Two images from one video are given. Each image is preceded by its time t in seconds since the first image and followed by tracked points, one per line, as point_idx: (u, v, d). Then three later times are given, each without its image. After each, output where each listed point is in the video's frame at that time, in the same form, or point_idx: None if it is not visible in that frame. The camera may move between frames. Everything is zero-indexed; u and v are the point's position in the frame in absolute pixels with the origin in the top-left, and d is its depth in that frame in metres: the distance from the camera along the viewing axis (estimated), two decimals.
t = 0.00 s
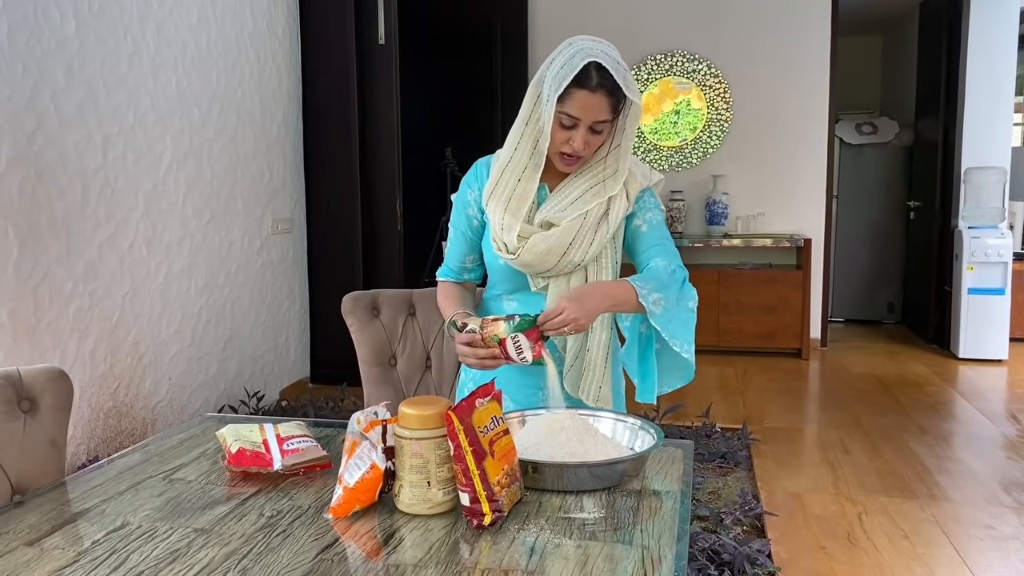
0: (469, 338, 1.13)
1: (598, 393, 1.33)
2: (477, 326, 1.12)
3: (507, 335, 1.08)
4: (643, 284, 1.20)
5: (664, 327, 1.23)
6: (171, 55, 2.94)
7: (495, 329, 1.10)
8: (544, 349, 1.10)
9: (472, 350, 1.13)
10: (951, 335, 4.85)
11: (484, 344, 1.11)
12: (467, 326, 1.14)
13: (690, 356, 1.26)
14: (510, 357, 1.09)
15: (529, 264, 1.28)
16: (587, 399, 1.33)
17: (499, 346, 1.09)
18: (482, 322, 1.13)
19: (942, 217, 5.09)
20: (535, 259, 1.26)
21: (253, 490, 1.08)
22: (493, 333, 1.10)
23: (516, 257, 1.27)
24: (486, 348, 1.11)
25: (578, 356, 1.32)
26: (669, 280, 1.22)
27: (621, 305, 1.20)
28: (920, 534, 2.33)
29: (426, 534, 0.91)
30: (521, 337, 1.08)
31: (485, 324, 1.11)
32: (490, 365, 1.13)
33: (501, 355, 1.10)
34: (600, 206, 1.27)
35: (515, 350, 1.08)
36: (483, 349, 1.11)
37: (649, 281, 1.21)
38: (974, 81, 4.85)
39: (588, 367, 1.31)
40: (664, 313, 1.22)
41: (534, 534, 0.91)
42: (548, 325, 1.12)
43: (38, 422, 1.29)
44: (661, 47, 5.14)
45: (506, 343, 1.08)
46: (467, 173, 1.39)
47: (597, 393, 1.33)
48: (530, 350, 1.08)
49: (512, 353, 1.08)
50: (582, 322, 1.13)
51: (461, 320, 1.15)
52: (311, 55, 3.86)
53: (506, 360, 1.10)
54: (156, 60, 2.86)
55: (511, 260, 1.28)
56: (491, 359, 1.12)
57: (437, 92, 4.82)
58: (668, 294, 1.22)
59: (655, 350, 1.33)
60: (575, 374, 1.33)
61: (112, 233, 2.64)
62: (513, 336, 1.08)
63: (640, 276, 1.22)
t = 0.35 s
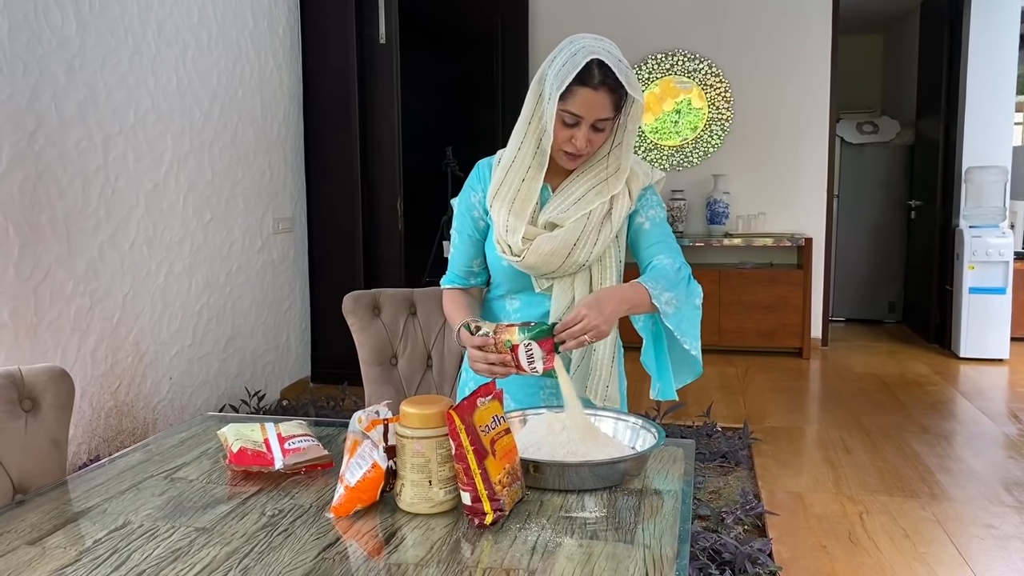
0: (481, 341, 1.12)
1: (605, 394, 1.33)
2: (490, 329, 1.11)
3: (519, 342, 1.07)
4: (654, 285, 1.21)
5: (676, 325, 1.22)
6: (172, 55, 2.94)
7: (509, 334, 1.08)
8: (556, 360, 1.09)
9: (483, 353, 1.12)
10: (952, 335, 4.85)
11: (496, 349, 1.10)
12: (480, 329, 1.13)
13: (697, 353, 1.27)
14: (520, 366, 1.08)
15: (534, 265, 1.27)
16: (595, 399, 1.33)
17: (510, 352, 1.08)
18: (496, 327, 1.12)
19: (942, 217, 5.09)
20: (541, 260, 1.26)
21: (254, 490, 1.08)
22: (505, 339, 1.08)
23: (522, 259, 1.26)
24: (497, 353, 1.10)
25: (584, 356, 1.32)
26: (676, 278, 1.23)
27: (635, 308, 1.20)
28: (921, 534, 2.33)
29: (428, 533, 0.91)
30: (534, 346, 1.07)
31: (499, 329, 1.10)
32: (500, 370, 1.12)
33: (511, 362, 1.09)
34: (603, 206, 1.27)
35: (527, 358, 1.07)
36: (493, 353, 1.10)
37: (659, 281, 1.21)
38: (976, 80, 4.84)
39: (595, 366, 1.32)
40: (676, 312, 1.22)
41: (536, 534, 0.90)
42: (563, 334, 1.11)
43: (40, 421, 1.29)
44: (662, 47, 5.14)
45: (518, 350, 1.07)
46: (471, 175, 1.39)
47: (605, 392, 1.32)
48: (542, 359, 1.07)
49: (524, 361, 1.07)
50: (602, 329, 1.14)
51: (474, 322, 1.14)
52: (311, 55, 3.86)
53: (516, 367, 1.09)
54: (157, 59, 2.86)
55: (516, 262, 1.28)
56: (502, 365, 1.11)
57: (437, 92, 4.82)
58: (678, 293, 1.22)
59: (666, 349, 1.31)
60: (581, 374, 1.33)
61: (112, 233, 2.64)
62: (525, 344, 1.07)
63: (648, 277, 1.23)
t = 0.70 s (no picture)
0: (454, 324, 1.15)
1: (597, 396, 1.33)
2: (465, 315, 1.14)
3: (489, 333, 1.09)
4: (634, 290, 1.20)
5: (654, 331, 1.23)
6: (173, 55, 2.94)
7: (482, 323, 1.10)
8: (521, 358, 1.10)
9: (455, 338, 1.15)
10: (953, 335, 4.85)
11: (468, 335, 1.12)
12: (456, 313, 1.16)
13: (685, 359, 1.27)
14: (487, 355, 1.09)
15: (528, 264, 1.28)
16: (587, 400, 1.33)
17: (480, 342, 1.10)
18: (471, 314, 1.14)
19: (943, 217, 5.09)
20: (534, 259, 1.26)
21: (255, 490, 1.08)
22: (477, 326, 1.11)
23: (515, 258, 1.27)
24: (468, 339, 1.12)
25: (577, 357, 1.33)
26: (661, 284, 1.22)
27: (610, 313, 1.19)
28: (921, 534, 2.33)
29: (428, 533, 0.91)
30: (501, 338, 1.08)
31: (474, 317, 1.12)
32: (468, 357, 1.14)
33: (479, 351, 1.11)
34: (599, 207, 1.27)
35: (493, 350, 1.08)
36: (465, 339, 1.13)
37: (640, 287, 1.20)
38: (976, 80, 4.83)
39: (587, 367, 1.32)
40: (654, 319, 1.22)
41: (536, 534, 0.91)
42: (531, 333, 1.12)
43: (40, 421, 1.29)
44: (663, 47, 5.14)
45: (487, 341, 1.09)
46: (470, 173, 1.39)
47: (597, 394, 1.33)
48: (507, 354, 1.08)
49: (490, 352, 1.09)
50: (568, 333, 1.13)
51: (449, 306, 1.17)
52: (312, 54, 3.86)
53: (484, 358, 1.11)
54: (158, 59, 2.86)
55: (509, 260, 1.28)
56: (473, 353, 1.13)
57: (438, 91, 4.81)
58: (659, 299, 1.22)
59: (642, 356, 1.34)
60: (575, 374, 1.34)
61: (113, 233, 2.64)
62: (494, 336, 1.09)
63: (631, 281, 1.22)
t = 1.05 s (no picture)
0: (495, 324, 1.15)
1: (615, 393, 1.33)
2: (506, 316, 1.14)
3: (532, 332, 1.10)
4: (669, 284, 1.20)
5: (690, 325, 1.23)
6: (173, 55, 2.94)
7: (525, 323, 1.11)
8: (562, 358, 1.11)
9: (495, 338, 1.15)
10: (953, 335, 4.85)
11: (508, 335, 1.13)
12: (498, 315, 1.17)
13: (717, 350, 1.26)
14: (528, 355, 1.10)
15: (546, 263, 1.27)
16: (604, 398, 1.33)
17: (520, 342, 1.11)
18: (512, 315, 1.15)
19: (943, 217, 5.09)
20: (553, 258, 1.26)
21: (255, 490, 1.08)
22: (519, 326, 1.11)
23: (533, 256, 1.26)
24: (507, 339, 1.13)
25: (594, 355, 1.32)
26: (690, 277, 1.22)
27: (648, 305, 1.20)
28: (921, 534, 2.33)
29: (428, 533, 0.91)
30: (543, 339, 1.09)
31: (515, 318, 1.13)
32: (505, 358, 1.14)
33: (518, 351, 1.12)
34: (615, 205, 1.27)
35: (535, 350, 1.09)
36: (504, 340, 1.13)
37: (673, 280, 1.21)
38: (977, 79, 4.83)
39: (604, 365, 1.32)
40: (690, 312, 1.22)
41: (536, 534, 0.91)
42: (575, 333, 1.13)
43: (40, 421, 1.29)
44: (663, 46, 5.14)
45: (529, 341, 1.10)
46: (480, 174, 1.39)
47: (614, 391, 1.32)
48: (549, 354, 1.09)
49: (532, 352, 1.09)
50: (611, 329, 1.14)
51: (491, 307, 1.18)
52: (312, 55, 3.86)
53: (522, 359, 1.11)
54: (158, 59, 2.86)
55: (527, 260, 1.28)
56: (510, 353, 1.13)
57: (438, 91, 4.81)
58: (692, 292, 1.22)
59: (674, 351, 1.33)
60: (591, 373, 1.33)
61: (114, 233, 2.65)
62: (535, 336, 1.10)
63: (662, 275, 1.22)
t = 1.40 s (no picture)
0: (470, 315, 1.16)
1: (613, 392, 1.32)
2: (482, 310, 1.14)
3: (505, 328, 1.10)
4: (648, 286, 1.20)
5: (666, 327, 1.22)
6: (173, 55, 2.94)
7: (500, 318, 1.11)
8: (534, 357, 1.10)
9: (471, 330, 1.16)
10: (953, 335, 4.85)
11: (483, 329, 1.13)
12: (473, 306, 1.17)
13: (698, 356, 1.25)
14: (501, 351, 1.10)
15: (543, 262, 1.27)
16: (603, 398, 1.32)
17: (495, 337, 1.11)
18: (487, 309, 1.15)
19: (943, 217, 5.09)
20: (549, 256, 1.26)
21: (255, 490, 1.08)
22: (494, 320, 1.12)
23: (531, 255, 1.27)
24: (482, 332, 1.13)
25: (593, 354, 1.33)
26: (672, 279, 1.22)
27: (623, 309, 1.19)
28: (921, 534, 2.33)
29: (428, 533, 0.91)
30: (515, 336, 1.09)
31: (491, 312, 1.13)
32: (481, 351, 1.15)
33: (493, 345, 1.12)
34: (613, 205, 1.27)
35: (507, 346, 1.09)
36: (480, 333, 1.14)
37: (654, 282, 1.21)
38: (977, 79, 4.83)
39: (603, 365, 1.32)
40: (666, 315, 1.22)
41: (536, 534, 0.91)
42: (549, 330, 1.12)
43: (40, 421, 1.29)
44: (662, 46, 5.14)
45: (502, 337, 1.10)
46: (481, 173, 1.40)
47: (613, 391, 1.32)
48: (520, 352, 1.09)
49: (505, 348, 1.10)
50: (590, 327, 1.14)
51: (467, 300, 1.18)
52: (312, 55, 3.86)
53: (497, 353, 1.12)
54: (158, 59, 2.86)
55: (525, 258, 1.28)
56: (486, 347, 1.14)
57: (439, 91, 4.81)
58: (672, 294, 1.22)
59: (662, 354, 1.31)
60: (590, 372, 1.33)
61: (114, 233, 2.65)
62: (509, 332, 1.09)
63: (643, 277, 1.22)
